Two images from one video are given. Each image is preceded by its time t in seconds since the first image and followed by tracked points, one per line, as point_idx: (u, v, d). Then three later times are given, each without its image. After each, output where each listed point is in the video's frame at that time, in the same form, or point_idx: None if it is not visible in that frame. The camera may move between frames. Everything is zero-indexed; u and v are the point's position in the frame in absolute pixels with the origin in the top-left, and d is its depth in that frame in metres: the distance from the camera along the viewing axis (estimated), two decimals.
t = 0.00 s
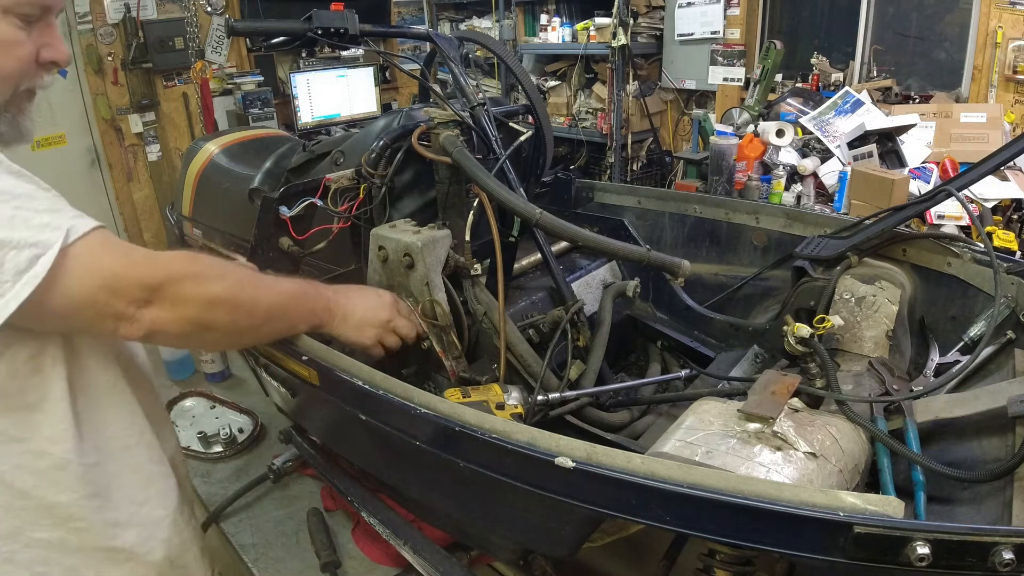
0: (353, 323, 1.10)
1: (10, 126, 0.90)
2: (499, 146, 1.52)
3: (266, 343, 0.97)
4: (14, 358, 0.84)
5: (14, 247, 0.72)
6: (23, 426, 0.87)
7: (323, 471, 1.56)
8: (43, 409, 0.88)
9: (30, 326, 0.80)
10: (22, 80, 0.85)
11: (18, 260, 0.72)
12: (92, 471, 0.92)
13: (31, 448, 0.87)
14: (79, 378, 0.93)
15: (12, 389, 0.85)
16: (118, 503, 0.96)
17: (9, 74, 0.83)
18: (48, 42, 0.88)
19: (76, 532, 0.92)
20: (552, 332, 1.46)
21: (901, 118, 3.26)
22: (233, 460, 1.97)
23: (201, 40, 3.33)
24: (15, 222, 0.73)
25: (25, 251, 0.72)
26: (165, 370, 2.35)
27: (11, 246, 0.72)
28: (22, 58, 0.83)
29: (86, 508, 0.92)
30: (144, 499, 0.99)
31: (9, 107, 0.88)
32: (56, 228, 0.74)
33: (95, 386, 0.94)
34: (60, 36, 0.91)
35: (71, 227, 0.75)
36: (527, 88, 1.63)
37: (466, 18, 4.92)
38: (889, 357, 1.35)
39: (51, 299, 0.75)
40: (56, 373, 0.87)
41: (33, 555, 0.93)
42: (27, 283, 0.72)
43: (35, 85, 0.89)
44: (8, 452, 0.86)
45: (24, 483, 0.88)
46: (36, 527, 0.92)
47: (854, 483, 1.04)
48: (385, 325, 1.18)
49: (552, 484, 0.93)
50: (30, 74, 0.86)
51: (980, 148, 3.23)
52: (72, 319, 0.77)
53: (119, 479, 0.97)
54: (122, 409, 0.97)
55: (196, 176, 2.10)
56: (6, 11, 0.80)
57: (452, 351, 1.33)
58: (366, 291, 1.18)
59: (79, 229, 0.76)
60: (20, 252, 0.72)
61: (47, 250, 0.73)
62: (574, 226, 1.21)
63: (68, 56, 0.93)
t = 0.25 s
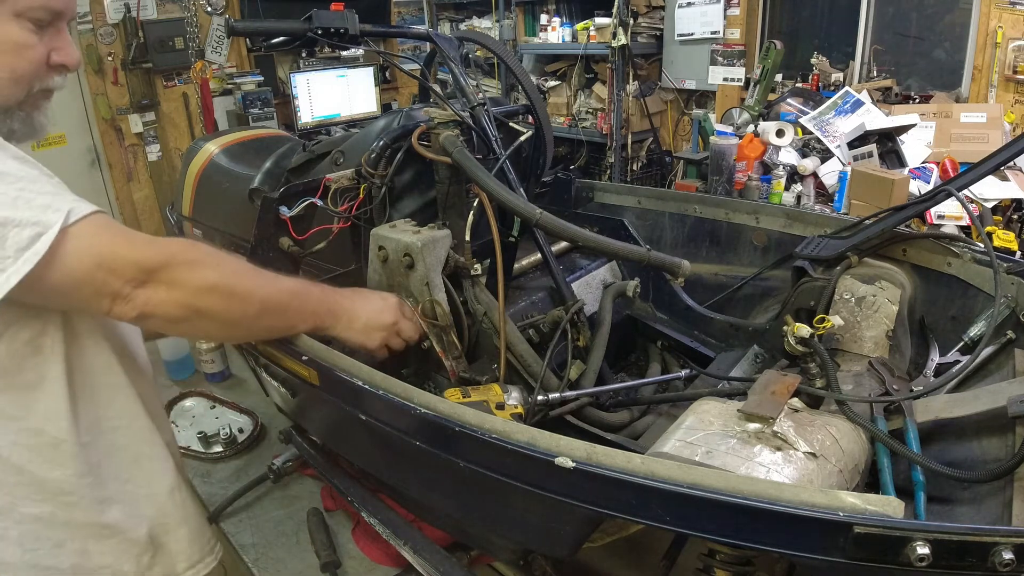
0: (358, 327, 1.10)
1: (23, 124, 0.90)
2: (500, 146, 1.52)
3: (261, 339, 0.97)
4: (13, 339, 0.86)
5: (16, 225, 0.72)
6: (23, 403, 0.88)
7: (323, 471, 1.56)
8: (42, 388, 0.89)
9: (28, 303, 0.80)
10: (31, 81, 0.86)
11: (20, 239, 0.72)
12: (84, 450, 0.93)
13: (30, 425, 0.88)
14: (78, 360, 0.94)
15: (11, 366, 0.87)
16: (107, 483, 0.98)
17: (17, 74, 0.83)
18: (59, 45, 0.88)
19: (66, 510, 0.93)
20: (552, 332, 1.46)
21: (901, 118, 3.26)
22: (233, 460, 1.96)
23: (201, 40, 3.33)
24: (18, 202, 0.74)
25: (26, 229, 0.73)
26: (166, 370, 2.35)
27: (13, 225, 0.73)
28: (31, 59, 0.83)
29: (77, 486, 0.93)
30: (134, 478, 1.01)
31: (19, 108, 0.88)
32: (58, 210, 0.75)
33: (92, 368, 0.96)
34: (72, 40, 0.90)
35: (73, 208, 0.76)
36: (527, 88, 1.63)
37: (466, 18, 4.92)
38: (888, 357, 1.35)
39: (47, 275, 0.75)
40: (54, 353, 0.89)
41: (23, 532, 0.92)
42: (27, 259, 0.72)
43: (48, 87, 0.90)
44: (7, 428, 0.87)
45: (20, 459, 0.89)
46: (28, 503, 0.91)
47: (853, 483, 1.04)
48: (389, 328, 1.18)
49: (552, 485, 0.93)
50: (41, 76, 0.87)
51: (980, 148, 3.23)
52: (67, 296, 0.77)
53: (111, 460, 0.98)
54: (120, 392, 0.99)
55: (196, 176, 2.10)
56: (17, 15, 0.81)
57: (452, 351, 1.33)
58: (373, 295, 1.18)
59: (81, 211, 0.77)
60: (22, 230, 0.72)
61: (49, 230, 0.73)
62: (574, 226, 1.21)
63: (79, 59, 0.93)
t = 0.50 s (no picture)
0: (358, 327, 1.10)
1: (20, 122, 0.90)
2: (500, 146, 1.52)
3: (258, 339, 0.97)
4: (16, 330, 0.87)
5: (12, 222, 0.73)
6: (26, 391, 0.89)
7: (323, 471, 1.56)
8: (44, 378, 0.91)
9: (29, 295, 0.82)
10: (30, 79, 0.86)
11: (14, 235, 0.73)
12: (85, 437, 0.96)
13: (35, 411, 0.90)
14: (78, 352, 0.96)
15: (14, 354, 0.88)
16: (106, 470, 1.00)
17: (16, 73, 0.83)
18: (57, 44, 0.88)
19: (68, 495, 0.95)
20: (552, 332, 1.46)
21: (901, 118, 3.26)
22: (233, 460, 1.96)
23: (201, 40, 3.33)
24: (15, 198, 0.75)
25: (21, 227, 0.74)
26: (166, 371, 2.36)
27: (8, 222, 0.74)
28: (30, 58, 0.83)
29: (77, 471, 0.95)
30: (133, 465, 1.03)
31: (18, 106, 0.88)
32: (54, 208, 0.76)
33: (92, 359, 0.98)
34: (70, 39, 0.91)
35: (70, 206, 0.77)
36: (527, 88, 1.63)
37: (466, 18, 4.92)
38: (888, 357, 1.35)
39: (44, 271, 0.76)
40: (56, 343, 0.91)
41: (26, 516, 0.92)
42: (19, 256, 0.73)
43: (45, 85, 0.90)
44: (9, 416, 0.88)
45: (24, 445, 0.90)
46: (31, 488, 0.92)
47: (853, 483, 1.04)
48: (390, 329, 1.18)
49: (552, 485, 0.93)
50: (38, 74, 0.87)
51: (980, 148, 3.23)
52: (64, 290, 0.79)
53: (110, 447, 1.01)
54: (119, 383, 1.00)
55: (196, 176, 2.10)
56: (16, 14, 0.81)
57: (452, 351, 1.33)
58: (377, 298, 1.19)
59: (77, 209, 0.78)
60: (17, 227, 0.73)
61: (44, 228, 0.74)
62: (573, 226, 1.21)
63: (77, 58, 0.93)
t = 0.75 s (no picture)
0: (356, 320, 1.08)
1: (29, 119, 0.92)
2: (499, 146, 1.52)
3: (261, 342, 0.95)
4: (22, 330, 0.86)
5: (9, 224, 0.72)
6: (27, 390, 0.89)
7: (323, 471, 1.56)
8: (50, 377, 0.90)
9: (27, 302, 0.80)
10: (37, 78, 0.86)
11: (10, 236, 0.72)
12: (92, 435, 0.96)
13: (43, 408, 0.90)
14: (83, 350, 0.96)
15: (20, 355, 0.87)
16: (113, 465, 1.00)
17: (23, 72, 0.83)
18: (64, 44, 0.88)
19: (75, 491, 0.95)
20: (552, 332, 1.46)
21: (901, 118, 3.26)
22: (233, 460, 1.96)
23: (201, 40, 3.33)
24: (13, 200, 0.74)
25: (18, 227, 0.73)
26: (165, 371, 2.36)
27: (6, 223, 0.73)
28: (37, 58, 0.83)
29: (83, 468, 0.95)
30: (140, 464, 1.03)
31: (23, 104, 0.88)
32: (53, 209, 0.75)
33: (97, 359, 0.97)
34: (76, 39, 0.91)
35: (69, 208, 0.76)
36: (527, 88, 1.63)
37: (466, 18, 4.92)
38: (888, 357, 1.35)
39: (40, 273, 0.74)
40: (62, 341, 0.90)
41: (30, 511, 0.92)
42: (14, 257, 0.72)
43: (52, 85, 0.90)
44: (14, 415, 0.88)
45: (29, 442, 0.90)
46: (37, 483, 0.91)
47: (853, 484, 1.04)
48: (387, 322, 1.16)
49: (552, 485, 0.93)
50: (46, 75, 0.87)
51: (980, 148, 3.23)
52: (59, 293, 0.76)
53: (118, 445, 1.01)
54: (125, 380, 1.01)
55: (196, 176, 2.10)
56: (23, 14, 0.81)
57: (452, 351, 1.33)
58: (370, 292, 1.17)
59: (77, 212, 0.76)
60: (13, 228, 0.72)
61: (40, 229, 0.73)
62: (573, 226, 1.21)
63: (83, 57, 0.93)
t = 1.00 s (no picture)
0: (360, 318, 1.05)
1: (29, 123, 0.91)
2: (500, 146, 1.52)
3: (267, 344, 0.92)
4: (22, 338, 0.86)
5: (12, 227, 0.72)
6: (26, 397, 0.89)
7: (323, 471, 1.56)
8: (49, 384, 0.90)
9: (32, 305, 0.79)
10: (40, 81, 0.86)
11: (13, 239, 0.72)
12: (93, 441, 0.96)
13: (42, 414, 0.90)
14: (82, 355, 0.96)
15: (19, 363, 0.87)
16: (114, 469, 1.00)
17: (25, 74, 0.84)
18: (67, 46, 0.88)
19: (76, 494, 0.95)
20: (552, 332, 1.46)
21: (901, 118, 3.26)
22: (233, 460, 1.97)
23: (201, 40, 3.33)
24: (16, 202, 0.74)
25: (20, 230, 0.72)
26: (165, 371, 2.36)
27: (9, 227, 0.73)
28: (39, 60, 0.84)
29: (84, 473, 0.96)
30: (142, 468, 1.03)
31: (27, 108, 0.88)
32: (56, 210, 0.75)
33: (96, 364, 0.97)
34: (80, 41, 0.91)
35: (71, 208, 0.76)
36: (527, 88, 1.63)
37: (466, 18, 4.92)
38: (888, 357, 1.35)
39: (41, 273, 0.73)
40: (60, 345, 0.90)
41: (31, 516, 0.92)
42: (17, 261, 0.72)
43: (55, 87, 0.90)
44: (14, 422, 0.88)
45: (29, 448, 0.90)
46: (37, 488, 0.91)
47: (853, 483, 1.04)
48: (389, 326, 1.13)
49: (552, 485, 0.93)
50: (49, 77, 0.87)
51: (980, 148, 3.23)
52: (61, 293, 0.75)
53: (119, 449, 1.01)
54: (125, 385, 1.01)
55: (196, 176, 2.10)
56: (27, 16, 0.81)
57: (452, 351, 1.33)
58: (374, 294, 1.14)
59: (79, 213, 0.76)
60: (16, 231, 0.72)
61: (43, 229, 0.73)
62: (574, 226, 1.21)
63: (86, 59, 0.93)
